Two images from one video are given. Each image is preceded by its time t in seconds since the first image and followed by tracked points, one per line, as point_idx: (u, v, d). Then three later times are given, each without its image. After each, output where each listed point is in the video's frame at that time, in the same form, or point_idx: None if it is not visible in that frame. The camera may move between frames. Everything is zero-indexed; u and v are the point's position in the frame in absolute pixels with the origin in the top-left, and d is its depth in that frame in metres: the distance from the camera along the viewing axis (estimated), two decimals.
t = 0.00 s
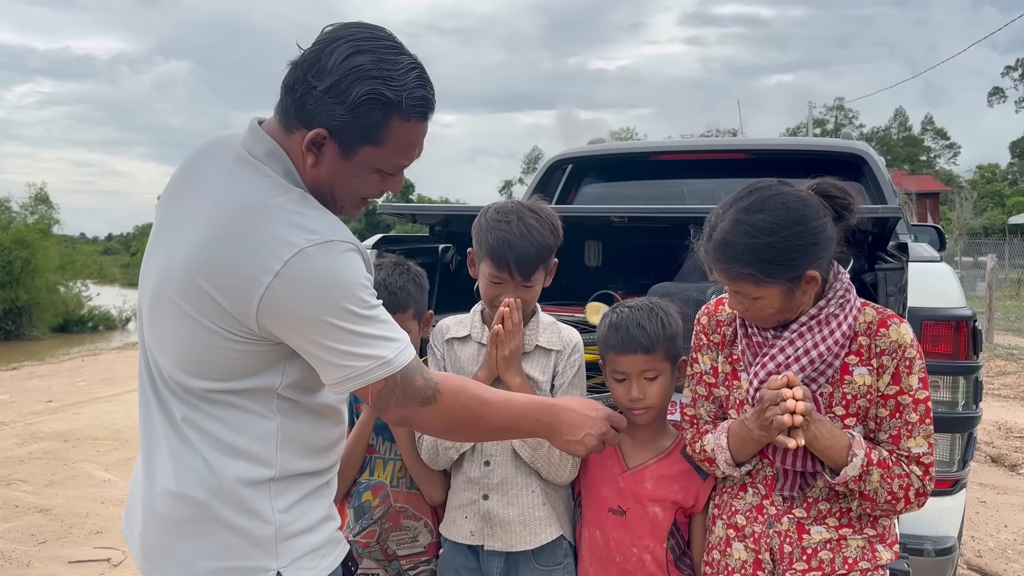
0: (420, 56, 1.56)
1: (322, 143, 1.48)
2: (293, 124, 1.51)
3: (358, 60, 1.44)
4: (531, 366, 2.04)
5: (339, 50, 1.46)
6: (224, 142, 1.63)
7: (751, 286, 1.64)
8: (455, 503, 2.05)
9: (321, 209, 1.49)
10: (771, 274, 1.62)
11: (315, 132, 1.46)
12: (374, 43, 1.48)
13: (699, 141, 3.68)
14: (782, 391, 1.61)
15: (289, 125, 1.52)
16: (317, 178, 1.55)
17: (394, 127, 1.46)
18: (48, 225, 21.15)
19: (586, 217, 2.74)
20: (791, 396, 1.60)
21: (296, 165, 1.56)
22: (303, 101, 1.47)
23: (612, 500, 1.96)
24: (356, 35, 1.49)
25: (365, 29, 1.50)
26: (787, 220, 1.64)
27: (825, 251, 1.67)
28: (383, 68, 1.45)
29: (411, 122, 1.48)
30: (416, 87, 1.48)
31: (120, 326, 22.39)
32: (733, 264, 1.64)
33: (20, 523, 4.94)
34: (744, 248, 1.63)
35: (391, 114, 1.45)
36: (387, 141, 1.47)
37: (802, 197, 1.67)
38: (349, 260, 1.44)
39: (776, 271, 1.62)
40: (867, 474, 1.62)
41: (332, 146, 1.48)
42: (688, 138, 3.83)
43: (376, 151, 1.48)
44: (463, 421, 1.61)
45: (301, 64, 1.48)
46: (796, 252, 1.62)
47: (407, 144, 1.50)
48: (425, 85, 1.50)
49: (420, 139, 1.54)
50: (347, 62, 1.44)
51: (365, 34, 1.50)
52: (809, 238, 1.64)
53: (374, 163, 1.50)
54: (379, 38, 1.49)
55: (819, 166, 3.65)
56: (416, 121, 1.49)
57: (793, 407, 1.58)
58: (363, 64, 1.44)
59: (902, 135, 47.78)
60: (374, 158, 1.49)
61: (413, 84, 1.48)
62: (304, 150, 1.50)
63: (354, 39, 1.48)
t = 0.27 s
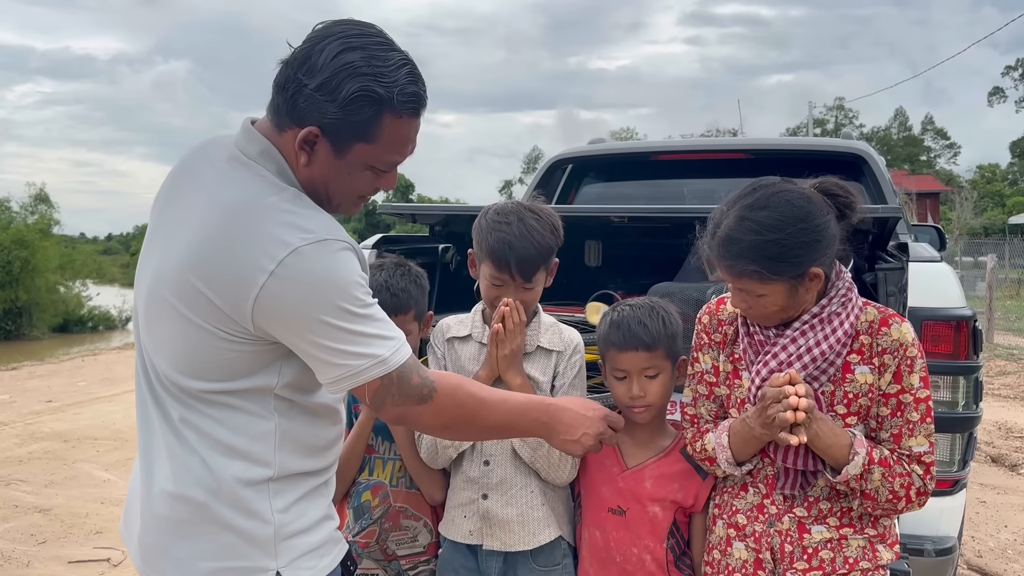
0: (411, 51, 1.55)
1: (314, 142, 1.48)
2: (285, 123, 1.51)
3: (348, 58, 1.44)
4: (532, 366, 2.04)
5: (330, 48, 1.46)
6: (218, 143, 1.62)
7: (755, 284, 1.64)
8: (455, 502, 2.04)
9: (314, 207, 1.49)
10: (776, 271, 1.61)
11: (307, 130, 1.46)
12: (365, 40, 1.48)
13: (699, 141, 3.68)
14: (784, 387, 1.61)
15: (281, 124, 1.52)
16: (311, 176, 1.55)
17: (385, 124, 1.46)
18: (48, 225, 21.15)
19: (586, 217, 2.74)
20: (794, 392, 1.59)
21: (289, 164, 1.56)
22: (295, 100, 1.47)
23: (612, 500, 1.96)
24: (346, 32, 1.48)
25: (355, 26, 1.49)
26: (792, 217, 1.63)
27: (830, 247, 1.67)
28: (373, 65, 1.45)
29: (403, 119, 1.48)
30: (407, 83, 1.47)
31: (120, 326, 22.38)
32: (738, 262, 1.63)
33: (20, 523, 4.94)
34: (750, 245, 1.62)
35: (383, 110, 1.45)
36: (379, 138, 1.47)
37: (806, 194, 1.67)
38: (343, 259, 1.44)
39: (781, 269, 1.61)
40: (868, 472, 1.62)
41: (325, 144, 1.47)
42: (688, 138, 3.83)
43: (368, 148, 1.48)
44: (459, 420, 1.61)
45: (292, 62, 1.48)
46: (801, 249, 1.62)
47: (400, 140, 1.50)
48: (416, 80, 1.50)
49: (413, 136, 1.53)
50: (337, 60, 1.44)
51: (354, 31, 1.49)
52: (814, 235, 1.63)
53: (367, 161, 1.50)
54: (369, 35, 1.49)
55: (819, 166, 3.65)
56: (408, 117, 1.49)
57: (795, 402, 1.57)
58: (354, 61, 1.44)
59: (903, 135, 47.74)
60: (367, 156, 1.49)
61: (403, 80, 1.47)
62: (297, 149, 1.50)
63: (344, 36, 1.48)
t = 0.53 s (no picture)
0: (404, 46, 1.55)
1: (310, 139, 1.48)
2: (281, 122, 1.51)
3: (342, 54, 1.44)
4: (532, 366, 2.04)
5: (323, 45, 1.46)
6: (216, 142, 1.62)
7: (770, 269, 1.63)
8: (455, 502, 2.04)
9: (311, 205, 1.49)
10: (790, 255, 1.62)
11: (303, 128, 1.46)
12: (358, 36, 1.48)
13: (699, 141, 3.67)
14: (792, 373, 1.61)
15: (277, 123, 1.52)
16: (308, 175, 1.55)
17: (381, 119, 1.46)
18: (48, 225, 21.14)
19: (586, 217, 2.74)
20: (801, 375, 1.60)
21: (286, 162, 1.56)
22: (290, 98, 1.47)
23: (612, 500, 1.96)
24: (339, 29, 1.48)
25: (347, 22, 1.49)
26: (803, 201, 1.65)
27: (834, 232, 1.70)
28: (367, 61, 1.45)
29: (399, 114, 1.48)
30: (401, 79, 1.47)
31: (120, 326, 22.38)
32: (754, 245, 1.63)
33: (19, 523, 4.93)
34: (766, 226, 1.62)
35: (378, 106, 1.45)
36: (375, 134, 1.47)
37: (811, 180, 1.70)
38: (341, 257, 1.44)
39: (795, 251, 1.62)
40: (873, 464, 1.62)
41: (321, 142, 1.47)
42: (688, 138, 3.83)
43: (365, 144, 1.48)
44: (456, 420, 1.61)
45: (285, 60, 1.48)
46: (813, 231, 1.63)
47: (395, 136, 1.50)
48: (410, 75, 1.49)
49: (408, 131, 1.53)
50: (331, 57, 1.44)
51: (347, 27, 1.49)
52: (823, 218, 1.66)
53: (364, 157, 1.50)
54: (361, 31, 1.49)
55: (819, 165, 3.65)
56: (403, 112, 1.49)
57: (803, 384, 1.57)
58: (348, 58, 1.43)
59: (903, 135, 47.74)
60: (364, 152, 1.49)
61: (398, 75, 1.47)
62: (293, 147, 1.50)
63: (337, 33, 1.47)
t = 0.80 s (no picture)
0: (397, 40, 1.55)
1: (308, 135, 1.47)
2: (277, 119, 1.51)
3: (337, 48, 1.44)
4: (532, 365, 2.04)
5: (317, 40, 1.46)
6: (215, 141, 1.63)
7: (806, 244, 1.64)
8: (454, 501, 2.04)
9: (309, 202, 1.49)
10: (824, 230, 1.65)
11: (300, 123, 1.46)
12: (351, 31, 1.48)
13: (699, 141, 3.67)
14: (792, 368, 1.60)
15: (273, 120, 1.52)
16: (305, 171, 1.55)
17: (378, 112, 1.46)
18: (48, 225, 21.14)
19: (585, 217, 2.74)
20: (800, 370, 1.60)
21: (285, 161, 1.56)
22: (285, 95, 1.47)
23: (613, 500, 1.95)
24: (332, 24, 1.48)
25: (340, 18, 1.49)
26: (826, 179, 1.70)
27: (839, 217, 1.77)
28: (362, 54, 1.45)
29: (395, 106, 1.48)
30: (396, 71, 1.47)
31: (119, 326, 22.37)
32: (797, 218, 1.63)
33: (19, 523, 4.94)
34: (807, 196, 1.65)
35: (375, 99, 1.45)
36: (372, 127, 1.47)
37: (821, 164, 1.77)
38: (337, 255, 1.44)
39: (827, 227, 1.66)
40: (874, 458, 1.62)
41: (319, 137, 1.47)
42: (688, 138, 3.83)
43: (362, 138, 1.48)
44: (449, 421, 1.61)
45: (280, 57, 1.48)
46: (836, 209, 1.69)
47: (391, 128, 1.50)
48: (405, 68, 1.50)
49: (405, 124, 1.53)
50: (326, 52, 1.44)
51: (340, 22, 1.49)
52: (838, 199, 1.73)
53: (362, 151, 1.50)
54: (355, 25, 1.49)
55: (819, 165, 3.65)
56: (400, 104, 1.49)
57: (804, 378, 1.57)
58: (342, 52, 1.43)
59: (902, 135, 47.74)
60: (362, 146, 1.49)
61: (393, 68, 1.47)
62: (291, 143, 1.50)
63: (331, 28, 1.47)
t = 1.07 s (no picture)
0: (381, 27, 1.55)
1: (300, 127, 1.48)
2: (269, 115, 1.51)
3: (322, 39, 1.44)
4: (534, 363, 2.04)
5: (301, 33, 1.46)
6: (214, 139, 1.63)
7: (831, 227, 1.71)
8: (455, 500, 2.04)
9: (303, 197, 1.49)
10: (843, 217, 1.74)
11: (292, 117, 1.46)
12: (335, 21, 1.48)
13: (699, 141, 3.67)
14: (782, 374, 1.61)
15: (265, 116, 1.53)
16: (302, 165, 1.55)
17: (367, 100, 1.46)
18: (48, 225, 21.14)
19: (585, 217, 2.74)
20: (789, 375, 1.60)
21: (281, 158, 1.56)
22: (275, 89, 1.47)
23: (614, 502, 1.95)
24: (317, 16, 1.48)
25: (324, 9, 1.49)
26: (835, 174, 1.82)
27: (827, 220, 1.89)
28: (346, 42, 1.45)
29: (383, 92, 1.47)
30: (381, 57, 1.47)
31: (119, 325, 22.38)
32: (831, 197, 1.70)
33: (19, 523, 4.94)
34: (834, 179, 1.74)
35: (363, 86, 1.44)
36: (362, 115, 1.46)
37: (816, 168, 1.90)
38: (334, 252, 1.44)
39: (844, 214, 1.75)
40: (872, 453, 1.63)
41: (311, 129, 1.47)
42: (688, 138, 3.83)
43: (353, 127, 1.47)
44: (440, 424, 1.60)
45: (266, 53, 1.49)
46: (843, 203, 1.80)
47: (383, 114, 1.49)
48: (390, 53, 1.49)
49: (395, 110, 1.53)
50: (311, 43, 1.44)
51: (324, 13, 1.50)
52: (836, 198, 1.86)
53: (354, 140, 1.49)
54: (338, 15, 1.49)
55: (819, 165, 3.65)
56: (388, 90, 1.48)
57: (789, 386, 1.58)
58: (326, 41, 1.43)
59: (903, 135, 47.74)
60: (354, 135, 1.48)
61: (378, 54, 1.47)
62: (285, 138, 1.50)
63: (315, 20, 1.48)
